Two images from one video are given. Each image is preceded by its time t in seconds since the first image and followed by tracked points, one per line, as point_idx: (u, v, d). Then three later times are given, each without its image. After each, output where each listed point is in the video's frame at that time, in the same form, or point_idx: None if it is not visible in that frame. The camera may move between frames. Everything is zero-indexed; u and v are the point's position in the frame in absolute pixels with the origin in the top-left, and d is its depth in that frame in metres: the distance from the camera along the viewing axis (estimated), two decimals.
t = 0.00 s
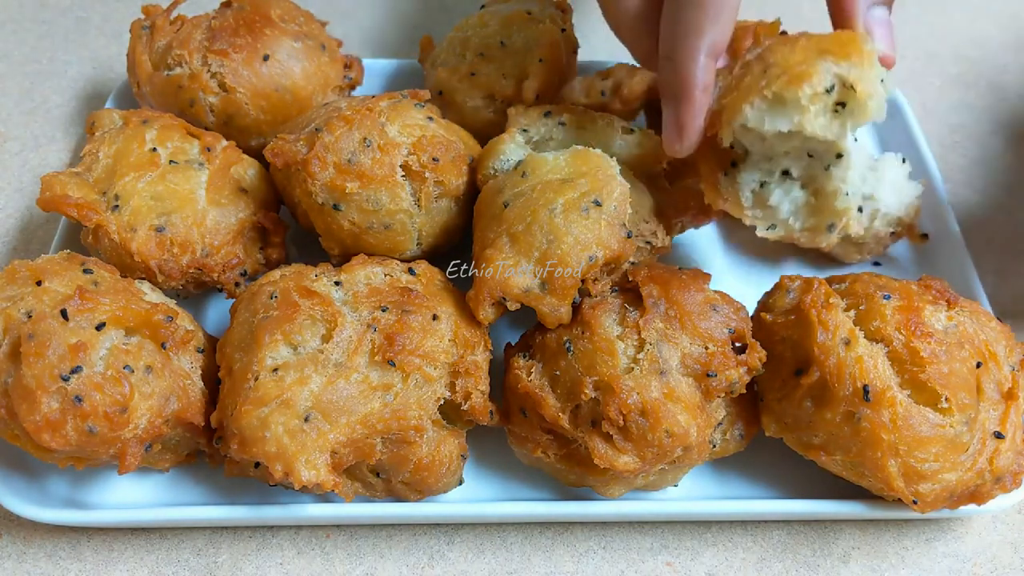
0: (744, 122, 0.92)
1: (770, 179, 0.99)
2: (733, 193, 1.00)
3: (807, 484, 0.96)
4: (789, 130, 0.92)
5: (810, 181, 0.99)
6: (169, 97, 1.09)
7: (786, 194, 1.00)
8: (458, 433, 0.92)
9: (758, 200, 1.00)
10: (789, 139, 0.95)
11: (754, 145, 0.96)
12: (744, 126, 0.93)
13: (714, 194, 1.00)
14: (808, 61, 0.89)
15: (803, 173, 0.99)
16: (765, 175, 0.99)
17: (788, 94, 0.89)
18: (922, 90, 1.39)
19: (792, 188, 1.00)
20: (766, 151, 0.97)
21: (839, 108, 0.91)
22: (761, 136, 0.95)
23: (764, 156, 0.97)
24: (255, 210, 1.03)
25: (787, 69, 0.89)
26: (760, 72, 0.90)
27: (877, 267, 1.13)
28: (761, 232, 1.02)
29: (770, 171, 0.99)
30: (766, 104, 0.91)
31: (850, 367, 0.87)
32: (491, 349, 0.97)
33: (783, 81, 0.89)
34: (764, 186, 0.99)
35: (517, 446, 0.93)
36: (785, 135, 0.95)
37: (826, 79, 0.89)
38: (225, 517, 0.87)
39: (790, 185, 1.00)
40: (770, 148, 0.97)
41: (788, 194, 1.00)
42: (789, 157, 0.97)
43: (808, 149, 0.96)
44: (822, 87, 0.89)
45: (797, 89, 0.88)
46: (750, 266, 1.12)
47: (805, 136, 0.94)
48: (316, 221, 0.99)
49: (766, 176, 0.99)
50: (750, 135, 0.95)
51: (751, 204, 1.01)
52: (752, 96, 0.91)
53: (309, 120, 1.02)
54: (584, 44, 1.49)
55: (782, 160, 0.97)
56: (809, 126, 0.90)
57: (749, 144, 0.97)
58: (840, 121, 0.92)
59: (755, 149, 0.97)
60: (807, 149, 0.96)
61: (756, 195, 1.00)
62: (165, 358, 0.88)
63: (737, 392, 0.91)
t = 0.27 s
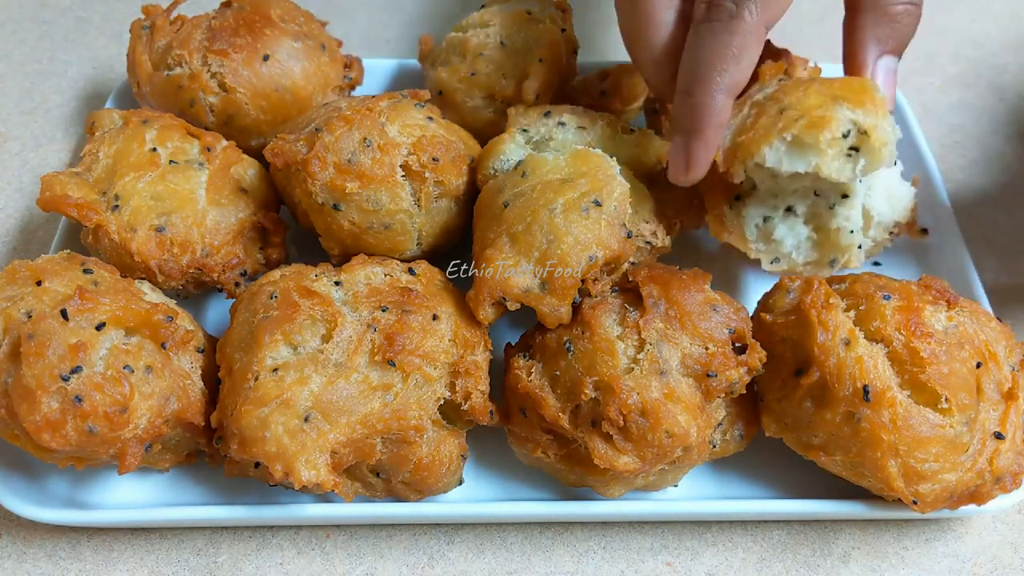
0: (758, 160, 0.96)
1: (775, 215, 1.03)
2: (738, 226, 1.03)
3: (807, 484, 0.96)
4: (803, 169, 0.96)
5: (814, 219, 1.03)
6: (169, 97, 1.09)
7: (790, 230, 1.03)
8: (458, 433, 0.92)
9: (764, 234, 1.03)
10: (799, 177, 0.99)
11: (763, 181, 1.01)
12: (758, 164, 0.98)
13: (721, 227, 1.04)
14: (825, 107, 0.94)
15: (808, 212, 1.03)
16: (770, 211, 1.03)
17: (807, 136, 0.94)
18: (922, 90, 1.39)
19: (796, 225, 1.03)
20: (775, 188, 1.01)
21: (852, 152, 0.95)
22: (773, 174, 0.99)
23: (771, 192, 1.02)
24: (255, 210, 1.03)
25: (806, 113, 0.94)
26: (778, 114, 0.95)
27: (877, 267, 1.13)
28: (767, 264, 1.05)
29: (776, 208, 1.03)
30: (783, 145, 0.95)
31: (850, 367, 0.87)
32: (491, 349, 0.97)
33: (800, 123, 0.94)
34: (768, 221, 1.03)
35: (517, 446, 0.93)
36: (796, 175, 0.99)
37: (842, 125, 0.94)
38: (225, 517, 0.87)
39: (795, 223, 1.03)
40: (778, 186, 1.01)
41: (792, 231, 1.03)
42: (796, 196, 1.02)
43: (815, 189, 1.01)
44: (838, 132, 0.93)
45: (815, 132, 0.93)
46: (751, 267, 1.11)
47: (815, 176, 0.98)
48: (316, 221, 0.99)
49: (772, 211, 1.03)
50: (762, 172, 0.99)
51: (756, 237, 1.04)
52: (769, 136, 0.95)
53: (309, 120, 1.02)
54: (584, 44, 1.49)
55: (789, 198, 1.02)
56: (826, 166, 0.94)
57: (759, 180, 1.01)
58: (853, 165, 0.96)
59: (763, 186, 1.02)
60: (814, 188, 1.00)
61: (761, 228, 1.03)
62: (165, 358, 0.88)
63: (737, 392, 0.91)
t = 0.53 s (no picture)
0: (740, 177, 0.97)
1: (766, 228, 1.03)
2: (732, 244, 1.04)
3: (807, 484, 0.96)
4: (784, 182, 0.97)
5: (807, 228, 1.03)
6: (169, 97, 1.09)
7: (783, 241, 1.03)
8: (458, 433, 0.92)
9: (758, 248, 1.04)
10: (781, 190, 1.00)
11: (749, 199, 1.01)
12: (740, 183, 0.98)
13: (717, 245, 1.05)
14: (796, 115, 0.96)
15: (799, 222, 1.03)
16: (761, 225, 1.03)
17: (781, 149, 0.95)
18: (922, 90, 1.39)
19: (789, 235, 1.03)
20: (762, 203, 1.02)
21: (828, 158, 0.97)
22: (756, 189, 1.00)
23: (758, 208, 1.02)
24: (255, 210, 1.03)
25: (777, 126, 0.95)
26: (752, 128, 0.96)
27: (876, 267, 1.14)
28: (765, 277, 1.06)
29: (766, 221, 1.03)
30: (760, 160, 0.96)
31: (850, 367, 0.87)
32: (491, 349, 0.97)
33: (773, 135, 0.95)
34: (761, 236, 1.03)
35: (517, 446, 0.93)
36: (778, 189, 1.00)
37: (815, 132, 0.95)
38: (225, 517, 0.87)
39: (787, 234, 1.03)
40: (764, 201, 1.02)
41: (786, 242, 1.03)
42: (783, 209, 1.02)
43: (800, 199, 1.00)
44: (811, 140, 0.95)
45: (788, 145, 0.94)
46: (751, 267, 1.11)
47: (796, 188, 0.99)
48: (316, 221, 0.99)
49: (763, 225, 1.03)
50: (745, 191, 1.00)
51: (751, 253, 1.04)
52: (745, 154, 0.96)
53: (309, 120, 1.02)
54: (585, 44, 1.49)
55: (777, 211, 1.02)
56: (804, 176, 0.95)
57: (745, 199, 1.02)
58: (831, 171, 0.97)
59: (750, 203, 1.02)
60: (800, 199, 1.00)
61: (755, 244, 1.04)
62: (165, 358, 0.88)
63: (737, 392, 0.91)
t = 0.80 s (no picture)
0: (760, 162, 0.98)
1: (770, 225, 1.04)
2: (735, 240, 1.04)
3: (807, 484, 0.96)
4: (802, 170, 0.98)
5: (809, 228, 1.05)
6: (169, 97, 1.09)
7: (785, 240, 1.04)
8: (458, 433, 0.92)
9: (760, 244, 1.05)
10: (794, 184, 1.01)
11: (759, 191, 1.02)
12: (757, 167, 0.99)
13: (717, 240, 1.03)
14: (823, 110, 0.97)
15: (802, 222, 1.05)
16: (765, 221, 1.04)
17: (806, 137, 0.96)
18: (922, 90, 1.39)
19: (791, 235, 1.04)
20: (771, 198, 1.03)
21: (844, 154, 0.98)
22: (770, 181, 1.01)
23: (766, 204, 1.04)
24: (255, 210, 1.03)
25: (804, 118, 0.97)
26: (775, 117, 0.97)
27: (877, 267, 1.13)
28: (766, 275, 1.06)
29: (770, 218, 1.04)
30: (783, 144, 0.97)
31: (850, 366, 0.87)
32: (491, 349, 0.97)
33: (799, 125, 0.96)
34: (763, 232, 1.04)
35: (516, 446, 0.93)
36: (793, 180, 1.01)
37: (838, 127, 0.97)
38: (225, 517, 0.87)
39: (789, 232, 1.04)
40: (774, 195, 1.03)
41: (788, 240, 1.04)
42: (790, 205, 1.03)
43: (810, 198, 1.03)
44: (835, 133, 0.96)
45: (814, 132, 0.96)
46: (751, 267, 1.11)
47: (811, 180, 1.00)
48: (316, 221, 0.99)
49: (766, 223, 1.04)
50: (760, 179, 1.01)
51: (752, 248, 1.05)
52: (770, 138, 0.97)
53: (309, 120, 1.02)
54: (584, 44, 1.49)
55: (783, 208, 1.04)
56: (825, 166, 0.96)
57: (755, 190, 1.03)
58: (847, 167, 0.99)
59: (759, 196, 1.03)
60: (810, 196, 1.02)
61: (756, 239, 1.05)
62: (165, 358, 0.88)
63: (737, 392, 0.91)
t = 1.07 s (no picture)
0: (760, 163, 0.98)
1: (769, 226, 1.05)
2: (735, 241, 1.04)
3: (807, 484, 0.96)
4: (802, 170, 0.98)
5: (809, 228, 1.05)
6: (169, 96, 1.09)
7: (785, 240, 1.05)
8: (458, 433, 0.92)
9: (760, 244, 1.05)
10: (794, 184, 1.01)
11: (759, 191, 1.02)
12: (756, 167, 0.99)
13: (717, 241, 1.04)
14: (823, 109, 0.98)
15: (801, 222, 1.05)
16: (765, 222, 1.05)
17: (805, 137, 0.96)
18: (922, 90, 1.39)
19: (791, 235, 1.05)
20: (771, 198, 1.03)
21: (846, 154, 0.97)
22: (770, 181, 1.01)
23: (766, 204, 1.04)
24: (255, 210, 1.03)
25: (804, 118, 0.97)
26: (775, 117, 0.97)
27: (877, 267, 1.13)
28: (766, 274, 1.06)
29: (770, 218, 1.05)
30: (783, 145, 0.97)
31: (850, 366, 0.87)
32: (491, 349, 0.97)
33: (799, 125, 0.97)
34: (763, 232, 1.05)
35: (516, 446, 0.93)
36: (793, 180, 1.01)
37: (838, 127, 0.97)
38: (225, 517, 0.87)
39: (789, 232, 1.05)
40: (774, 195, 1.03)
41: (787, 240, 1.05)
42: (790, 205, 1.04)
43: (810, 198, 1.03)
44: (835, 134, 0.96)
45: (814, 133, 0.96)
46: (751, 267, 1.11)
47: (811, 180, 1.00)
48: (316, 221, 0.99)
49: (766, 223, 1.05)
50: (760, 179, 1.00)
51: (753, 248, 1.05)
52: (770, 138, 0.97)
53: (309, 120, 1.02)
54: (584, 45, 1.49)
55: (783, 208, 1.04)
56: (825, 166, 0.97)
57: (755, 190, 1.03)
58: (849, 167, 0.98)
59: (759, 196, 1.03)
60: (810, 197, 1.03)
61: (756, 239, 1.05)
62: (165, 358, 0.88)
63: (737, 392, 0.91)
